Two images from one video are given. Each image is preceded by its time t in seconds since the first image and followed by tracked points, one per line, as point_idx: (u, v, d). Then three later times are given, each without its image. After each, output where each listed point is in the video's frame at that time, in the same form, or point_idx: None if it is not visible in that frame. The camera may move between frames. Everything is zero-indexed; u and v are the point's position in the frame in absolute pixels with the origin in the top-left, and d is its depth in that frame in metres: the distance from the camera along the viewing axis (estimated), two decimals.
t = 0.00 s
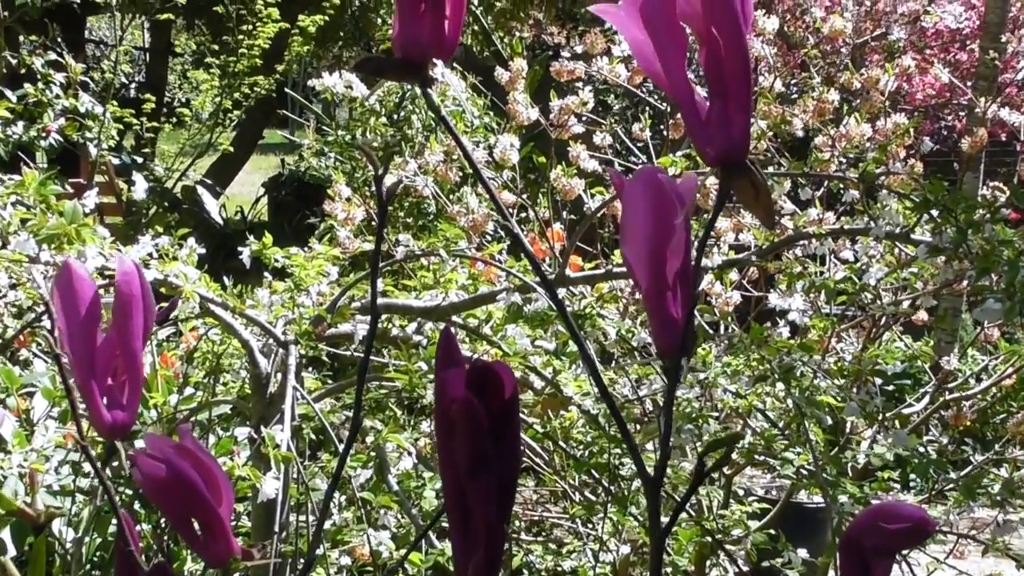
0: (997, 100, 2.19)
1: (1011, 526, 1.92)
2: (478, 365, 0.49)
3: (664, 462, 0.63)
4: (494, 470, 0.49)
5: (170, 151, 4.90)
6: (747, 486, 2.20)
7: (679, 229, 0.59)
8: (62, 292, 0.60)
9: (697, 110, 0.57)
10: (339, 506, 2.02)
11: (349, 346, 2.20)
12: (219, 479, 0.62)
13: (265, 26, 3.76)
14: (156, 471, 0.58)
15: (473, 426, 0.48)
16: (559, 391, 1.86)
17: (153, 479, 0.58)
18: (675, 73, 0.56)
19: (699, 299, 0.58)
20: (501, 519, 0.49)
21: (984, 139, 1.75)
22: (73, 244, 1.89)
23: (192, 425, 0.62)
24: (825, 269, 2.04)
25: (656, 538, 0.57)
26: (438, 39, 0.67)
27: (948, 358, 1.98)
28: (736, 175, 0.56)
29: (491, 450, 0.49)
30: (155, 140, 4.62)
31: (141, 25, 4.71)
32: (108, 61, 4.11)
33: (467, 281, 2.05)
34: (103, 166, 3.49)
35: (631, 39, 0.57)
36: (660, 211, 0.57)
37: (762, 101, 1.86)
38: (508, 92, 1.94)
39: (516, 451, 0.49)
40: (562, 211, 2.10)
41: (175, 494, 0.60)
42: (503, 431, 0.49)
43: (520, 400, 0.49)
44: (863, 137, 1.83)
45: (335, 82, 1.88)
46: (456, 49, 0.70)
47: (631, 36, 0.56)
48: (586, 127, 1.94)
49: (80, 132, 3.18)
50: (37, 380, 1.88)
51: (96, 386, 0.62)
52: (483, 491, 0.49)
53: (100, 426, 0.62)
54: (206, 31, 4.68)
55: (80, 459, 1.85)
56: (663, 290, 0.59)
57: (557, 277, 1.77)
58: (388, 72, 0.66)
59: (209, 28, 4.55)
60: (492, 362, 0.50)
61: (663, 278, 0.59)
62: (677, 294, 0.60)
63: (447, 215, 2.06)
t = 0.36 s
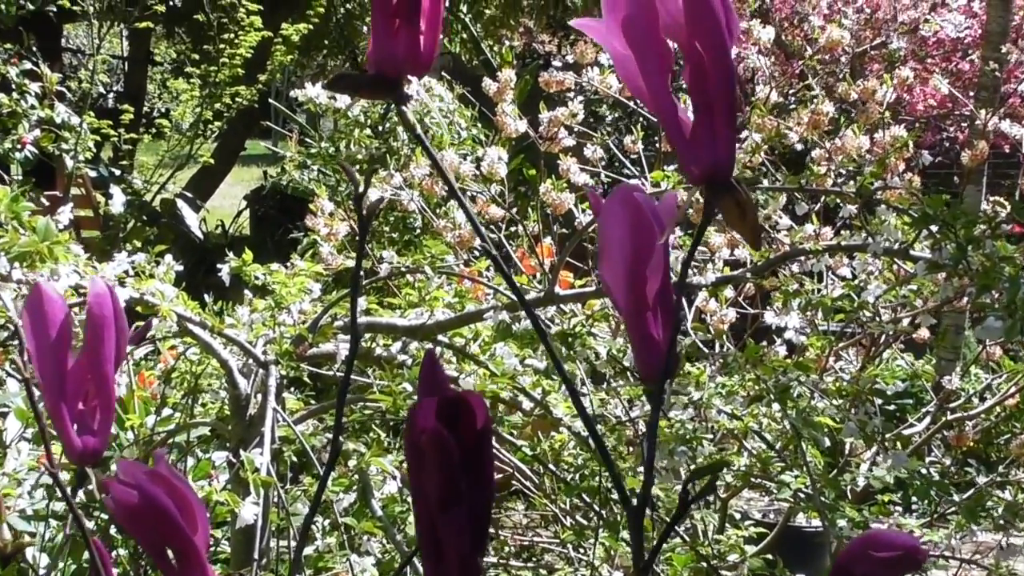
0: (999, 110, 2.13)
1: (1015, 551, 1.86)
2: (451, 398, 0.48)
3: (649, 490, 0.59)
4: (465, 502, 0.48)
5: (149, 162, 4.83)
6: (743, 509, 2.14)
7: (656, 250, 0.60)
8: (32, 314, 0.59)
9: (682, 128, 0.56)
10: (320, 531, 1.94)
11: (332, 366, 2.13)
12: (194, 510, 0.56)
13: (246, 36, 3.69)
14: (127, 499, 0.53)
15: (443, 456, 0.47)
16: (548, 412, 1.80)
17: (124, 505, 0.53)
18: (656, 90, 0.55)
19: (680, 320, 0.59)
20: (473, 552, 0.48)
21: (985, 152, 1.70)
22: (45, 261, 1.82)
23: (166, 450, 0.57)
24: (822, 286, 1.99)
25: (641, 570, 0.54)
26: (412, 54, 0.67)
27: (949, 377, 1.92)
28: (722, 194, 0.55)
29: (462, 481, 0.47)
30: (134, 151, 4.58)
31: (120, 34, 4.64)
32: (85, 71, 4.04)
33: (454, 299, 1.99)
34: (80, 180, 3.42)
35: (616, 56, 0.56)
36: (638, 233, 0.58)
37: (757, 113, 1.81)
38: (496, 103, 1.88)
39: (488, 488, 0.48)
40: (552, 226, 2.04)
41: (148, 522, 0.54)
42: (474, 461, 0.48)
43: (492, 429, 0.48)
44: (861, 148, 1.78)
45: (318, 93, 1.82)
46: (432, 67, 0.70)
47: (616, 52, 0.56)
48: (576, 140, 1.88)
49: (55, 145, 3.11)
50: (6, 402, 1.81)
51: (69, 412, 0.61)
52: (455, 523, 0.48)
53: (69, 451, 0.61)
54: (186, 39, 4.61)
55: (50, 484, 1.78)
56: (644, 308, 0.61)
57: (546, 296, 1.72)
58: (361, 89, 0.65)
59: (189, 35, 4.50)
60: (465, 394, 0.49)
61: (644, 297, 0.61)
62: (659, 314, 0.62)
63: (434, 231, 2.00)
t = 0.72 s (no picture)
0: (1011, 112, 2.06)
1: None
2: (438, 407, 0.42)
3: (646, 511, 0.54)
4: (456, 520, 0.42)
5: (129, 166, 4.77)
6: (746, 525, 2.06)
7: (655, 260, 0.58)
8: None
9: (677, 134, 0.55)
10: (306, 550, 1.86)
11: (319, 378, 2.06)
12: (171, 526, 0.50)
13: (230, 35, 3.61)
14: (101, 516, 0.47)
15: (430, 469, 0.41)
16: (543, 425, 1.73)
17: (97, 525, 0.48)
18: (650, 95, 0.53)
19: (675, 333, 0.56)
20: None
21: (997, 156, 1.63)
22: (18, 269, 1.74)
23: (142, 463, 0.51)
24: (827, 295, 1.93)
25: None
26: (400, 57, 0.65)
27: (959, 390, 1.85)
28: (718, 202, 0.54)
29: (451, 497, 0.42)
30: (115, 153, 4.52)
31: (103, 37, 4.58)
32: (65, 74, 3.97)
33: (446, 308, 1.92)
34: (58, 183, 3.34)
35: (607, 58, 0.54)
36: (636, 242, 0.56)
37: (760, 115, 1.75)
38: (489, 104, 1.81)
39: (479, 508, 0.42)
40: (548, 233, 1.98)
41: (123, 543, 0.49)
42: (465, 476, 0.42)
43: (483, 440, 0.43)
44: (867, 152, 1.71)
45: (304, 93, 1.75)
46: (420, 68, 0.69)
47: (607, 54, 0.54)
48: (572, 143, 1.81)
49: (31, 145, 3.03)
50: None
51: (34, 425, 0.55)
52: (445, 544, 0.42)
53: (35, 467, 0.55)
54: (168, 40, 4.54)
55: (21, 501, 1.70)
56: (641, 320, 0.59)
57: (540, 304, 1.65)
58: (348, 94, 0.64)
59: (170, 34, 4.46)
60: (454, 405, 0.43)
61: (642, 310, 0.58)
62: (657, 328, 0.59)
63: (425, 238, 1.92)
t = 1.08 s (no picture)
0: None
1: None
2: (442, 435, 0.45)
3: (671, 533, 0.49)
4: (456, 546, 0.45)
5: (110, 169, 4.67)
6: (755, 544, 1.99)
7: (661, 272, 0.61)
8: None
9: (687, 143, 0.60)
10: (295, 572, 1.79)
11: (310, 392, 1.98)
12: (157, 546, 0.53)
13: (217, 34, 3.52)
14: (87, 538, 0.51)
15: (435, 500, 0.44)
16: (543, 441, 1.65)
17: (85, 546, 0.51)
18: (661, 105, 0.59)
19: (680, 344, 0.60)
20: None
21: (1017, 160, 1.56)
22: None
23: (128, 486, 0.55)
24: (839, 306, 1.88)
25: None
26: (397, 65, 0.68)
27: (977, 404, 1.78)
28: (723, 209, 0.60)
29: (452, 525, 0.45)
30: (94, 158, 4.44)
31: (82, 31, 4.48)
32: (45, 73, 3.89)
33: (442, 318, 1.85)
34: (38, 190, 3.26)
35: (620, 68, 0.60)
36: (643, 253, 0.59)
37: (769, 118, 1.68)
38: (487, 107, 1.75)
39: (480, 530, 0.46)
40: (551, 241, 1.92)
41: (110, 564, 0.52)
42: (464, 505, 0.46)
43: (484, 473, 0.45)
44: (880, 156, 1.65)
45: (294, 95, 1.68)
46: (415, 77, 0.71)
47: (619, 66, 0.60)
48: (573, 147, 1.75)
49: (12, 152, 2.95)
50: None
51: (30, 446, 0.60)
52: (445, 566, 0.45)
53: (30, 486, 0.60)
54: (153, 37, 4.46)
55: None
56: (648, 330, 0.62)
57: (541, 314, 1.58)
58: (347, 101, 0.67)
59: (155, 32, 4.38)
60: (457, 430, 0.46)
61: (648, 320, 0.62)
62: (664, 338, 0.63)
63: (421, 246, 1.86)
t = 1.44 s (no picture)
0: None
1: None
2: (440, 447, 0.39)
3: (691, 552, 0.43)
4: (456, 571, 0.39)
5: (87, 169, 4.58)
6: (758, 561, 1.91)
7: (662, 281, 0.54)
8: None
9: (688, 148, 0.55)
10: None
11: (297, 404, 1.91)
12: (138, 563, 0.44)
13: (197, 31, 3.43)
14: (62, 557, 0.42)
15: (431, 514, 0.38)
16: (538, 456, 1.58)
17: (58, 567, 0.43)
18: (661, 106, 0.53)
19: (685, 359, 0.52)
20: None
21: None
22: None
23: (108, 500, 0.46)
24: (846, 314, 1.81)
25: None
26: (390, 65, 0.64)
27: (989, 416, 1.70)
28: (730, 218, 0.54)
29: (451, 545, 0.39)
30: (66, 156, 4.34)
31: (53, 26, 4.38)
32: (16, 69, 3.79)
33: (433, 328, 1.78)
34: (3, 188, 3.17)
35: (614, 68, 0.54)
36: (641, 261, 0.52)
37: (773, 118, 1.61)
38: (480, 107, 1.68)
39: (483, 554, 0.40)
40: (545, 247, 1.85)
41: None
42: (466, 524, 0.40)
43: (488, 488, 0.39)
44: (888, 157, 1.59)
45: (279, 93, 1.61)
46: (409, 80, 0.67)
47: (615, 65, 0.53)
48: (570, 148, 1.68)
49: None
50: None
51: None
52: None
53: None
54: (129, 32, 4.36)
55: None
56: (646, 346, 0.55)
57: (536, 324, 1.52)
58: (338, 104, 0.62)
59: (133, 29, 4.29)
60: (456, 442, 0.40)
61: (647, 334, 0.55)
62: (663, 354, 0.56)
63: (411, 252, 1.79)
